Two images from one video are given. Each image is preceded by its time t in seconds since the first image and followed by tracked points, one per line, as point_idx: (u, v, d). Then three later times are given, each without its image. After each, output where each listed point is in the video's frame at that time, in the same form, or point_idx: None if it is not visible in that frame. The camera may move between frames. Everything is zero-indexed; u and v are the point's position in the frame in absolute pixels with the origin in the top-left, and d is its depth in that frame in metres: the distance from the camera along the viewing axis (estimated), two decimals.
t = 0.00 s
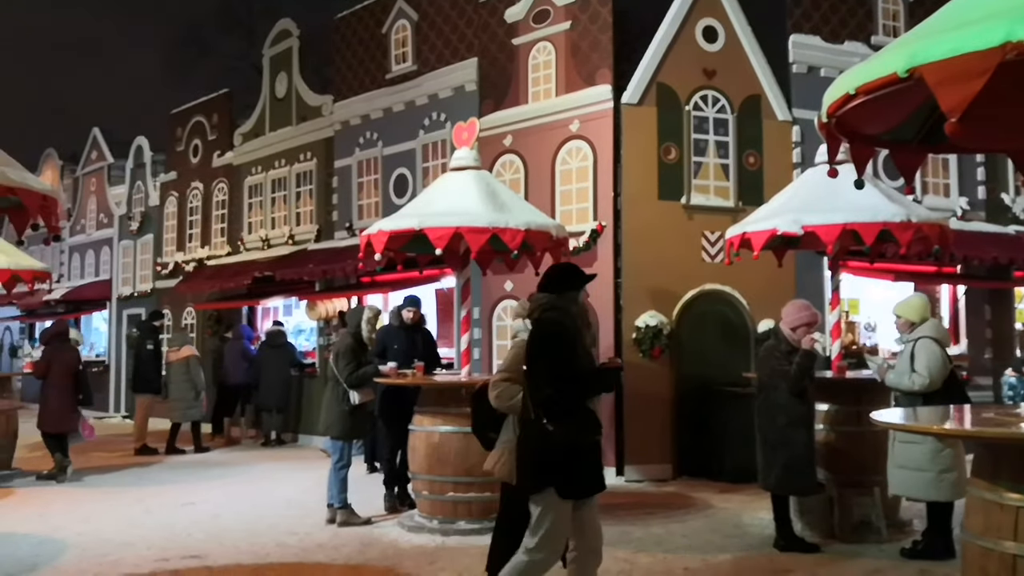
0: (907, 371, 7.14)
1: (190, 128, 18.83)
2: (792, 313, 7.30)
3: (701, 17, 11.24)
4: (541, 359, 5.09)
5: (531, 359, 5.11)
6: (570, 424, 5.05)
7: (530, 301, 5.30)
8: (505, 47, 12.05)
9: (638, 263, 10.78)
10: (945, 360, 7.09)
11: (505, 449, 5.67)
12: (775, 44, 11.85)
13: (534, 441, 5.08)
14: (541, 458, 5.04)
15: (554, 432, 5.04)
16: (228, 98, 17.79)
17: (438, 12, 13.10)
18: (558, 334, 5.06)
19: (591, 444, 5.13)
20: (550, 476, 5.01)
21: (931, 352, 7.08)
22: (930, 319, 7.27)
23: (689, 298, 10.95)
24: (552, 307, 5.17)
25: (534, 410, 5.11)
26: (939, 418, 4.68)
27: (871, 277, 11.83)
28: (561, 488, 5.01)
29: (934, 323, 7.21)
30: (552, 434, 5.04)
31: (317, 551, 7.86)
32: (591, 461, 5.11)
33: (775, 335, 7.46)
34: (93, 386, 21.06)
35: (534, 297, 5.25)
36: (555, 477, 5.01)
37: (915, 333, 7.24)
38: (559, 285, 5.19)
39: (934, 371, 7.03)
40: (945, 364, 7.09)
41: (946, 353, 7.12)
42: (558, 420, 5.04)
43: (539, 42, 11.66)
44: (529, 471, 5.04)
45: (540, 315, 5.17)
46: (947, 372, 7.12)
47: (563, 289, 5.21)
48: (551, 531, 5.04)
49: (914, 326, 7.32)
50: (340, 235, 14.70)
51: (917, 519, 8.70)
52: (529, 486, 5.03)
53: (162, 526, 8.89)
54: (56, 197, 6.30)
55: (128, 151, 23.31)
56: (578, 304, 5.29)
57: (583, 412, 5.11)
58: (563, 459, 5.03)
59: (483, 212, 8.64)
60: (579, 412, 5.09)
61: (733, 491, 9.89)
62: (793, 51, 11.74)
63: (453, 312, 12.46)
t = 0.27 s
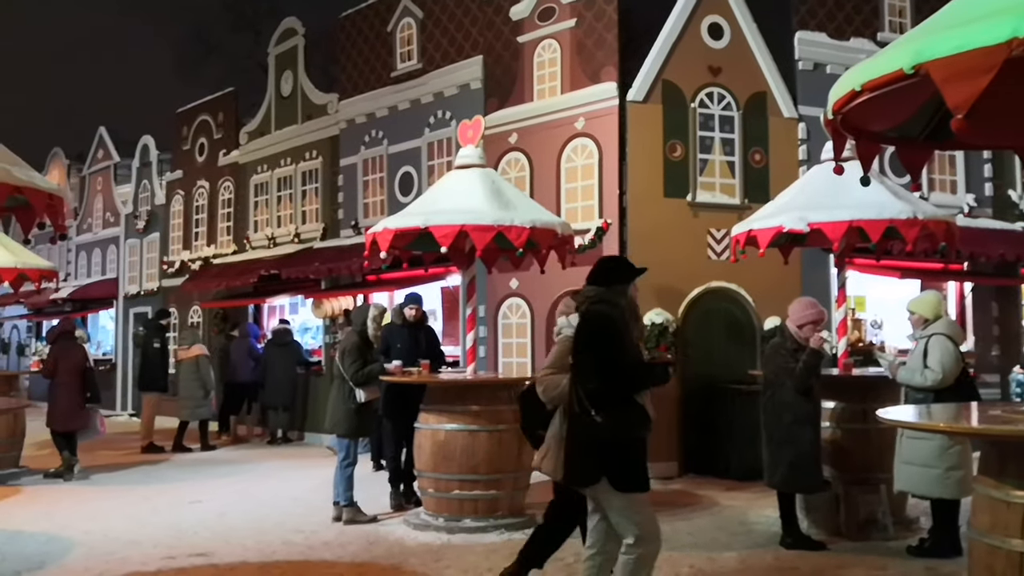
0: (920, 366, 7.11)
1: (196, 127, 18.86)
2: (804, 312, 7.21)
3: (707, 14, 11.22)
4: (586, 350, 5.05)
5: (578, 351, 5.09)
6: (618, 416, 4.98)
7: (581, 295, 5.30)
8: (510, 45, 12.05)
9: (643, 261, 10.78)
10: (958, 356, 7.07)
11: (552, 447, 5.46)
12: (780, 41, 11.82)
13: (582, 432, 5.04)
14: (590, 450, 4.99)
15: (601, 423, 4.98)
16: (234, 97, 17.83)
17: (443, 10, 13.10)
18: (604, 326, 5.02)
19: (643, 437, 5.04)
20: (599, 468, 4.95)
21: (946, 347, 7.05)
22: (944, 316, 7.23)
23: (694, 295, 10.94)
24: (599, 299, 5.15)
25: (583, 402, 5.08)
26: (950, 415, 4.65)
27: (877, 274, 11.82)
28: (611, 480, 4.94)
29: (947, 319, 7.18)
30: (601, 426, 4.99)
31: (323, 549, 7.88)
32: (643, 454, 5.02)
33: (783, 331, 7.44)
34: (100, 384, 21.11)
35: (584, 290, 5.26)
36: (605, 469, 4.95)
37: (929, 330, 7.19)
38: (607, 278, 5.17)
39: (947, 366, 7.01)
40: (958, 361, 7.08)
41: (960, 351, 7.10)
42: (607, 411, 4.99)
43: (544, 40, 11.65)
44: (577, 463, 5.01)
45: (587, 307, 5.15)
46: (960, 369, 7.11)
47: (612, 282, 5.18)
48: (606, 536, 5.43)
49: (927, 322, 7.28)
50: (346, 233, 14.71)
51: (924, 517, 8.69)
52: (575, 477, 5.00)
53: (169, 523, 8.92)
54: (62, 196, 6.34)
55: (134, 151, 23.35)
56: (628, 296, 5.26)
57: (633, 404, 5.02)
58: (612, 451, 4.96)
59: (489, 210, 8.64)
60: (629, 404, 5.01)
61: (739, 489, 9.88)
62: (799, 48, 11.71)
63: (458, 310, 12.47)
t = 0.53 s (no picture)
0: (940, 365, 7.09)
1: (209, 126, 18.97)
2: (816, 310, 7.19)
3: (719, 11, 11.21)
4: (650, 355, 5.02)
5: (642, 357, 5.05)
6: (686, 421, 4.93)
7: (642, 299, 5.27)
8: (521, 43, 12.06)
9: (655, 258, 10.78)
10: (978, 355, 7.05)
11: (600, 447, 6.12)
12: (792, 39, 11.80)
13: (649, 440, 5.00)
14: (659, 457, 4.94)
15: (670, 429, 4.94)
16: (247, 97, 17.92)
17: (455, 9, 13.13)
18: (668, 329, 4.99)
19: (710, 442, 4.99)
20: (668, 475, 4.91)
21: (965, 345, 7.02)
22: (963, 315, 7.24)
23: (706, 293, 10.93)
24: (663, 304, 5.11)
25: (649, 408, 5.03)
26: (969, 415, 4.64)
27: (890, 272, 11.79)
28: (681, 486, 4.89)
29: (967, 318, 7.19)
30: (669, 431, 4.94)
31: (337, 546, 7.93)
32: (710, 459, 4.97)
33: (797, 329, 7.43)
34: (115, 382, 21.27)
35: (645, 294, 5.24)
36: (674, 476, 4.90)
37: (948, 328, 7.16)
38: (669, 282, 5.14)
39: (967, 365, 6.99)
40: (978, 359, 7.04)
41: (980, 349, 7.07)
42: (674, 417, 4.94)
43: (556, 38, 11.66)
44: (644, 472, 4.97)
45: (650, 311, 5.12)
46: (980, 368, 7.08)
47: (674, 286, 5.15)
48: (652, 529, 5.12)
49: (947, 321, 7.29)
50: (359, 232, 14.77)
51: (937, 515, 8.67)
52: (644, 486, 4.95)
53: (184, 520, 8.99)
54: (77, 196, 6.41)
55: (148, 150, 23.51)
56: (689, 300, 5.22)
57: (699, 410, 4.97)
58: (680, 457, 4.92)
59: (500, 208, 8.67)
60: (695, 409, 4.97)
61: (751, 487, 9.88)
62: (810, 45, 11.69)
63: (471, 309, 12.51)
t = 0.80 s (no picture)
0: (951, 364, 7.10)
1: (225, 127, 19.10)
2: (833, 309, 7.12)
3: (731, 10, 11.23)
4: (725, 351, 4.88)
5: (717, 351, 4.90)
6: (760, 417, 4.92)
7: (704, 286, 5.08)
8: (534, 43, 12.12)
9: (667, 257, 10.81)
10: (990, 354, 7.04)
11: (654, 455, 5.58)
12: (804, 38, 11.80)
13: (724, 436, 4.94)
14: (734, 454, 4.91)
15: (746, 425, 4.90)
16: (262, 98, 18.04)
17: (468, 9, 13.19)
18: (745, 324, 4.84)
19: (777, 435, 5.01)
20: (743, 472, 4.90)
21: (977, 344, 7.02)
22: (976, 313, 7.21)
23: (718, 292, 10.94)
24: (734, 296, 4.94)
25: (722, 403, 4.94)
26: (980, 412, 4.66)
27: (903, 270, 11.77)
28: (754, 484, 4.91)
29: (981, 316, 7.16)
30: (745, 428, 4.91)
31: (352, 543, 8.00)
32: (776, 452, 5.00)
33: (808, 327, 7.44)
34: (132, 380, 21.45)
35: (709, 283, 5.04)
36: (748, 473, 4.90)
37: (960, 326, 7.15)
38: (738, 272, 4.97)
39: (978, 365, 6.99)
40: (989, 359, 7.04)
41: (991, 349, 7.07)
42: (750, 413, 4.91)
43: (568, 38, 11.70)
44: (719, 469, 4.93)
45: (719, 302, 4.93)
46: (991, 367, 7.08)
47: (742, 276, 4.99)
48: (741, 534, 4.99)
49: (960, 319, 7.25)
50: (373, 231, 14.85)
51: (951, 513, 8.67)
52: (718, 484, 4.93)
53: (201, 517, 9.09)
54: (95, 196, 6.49)
55: (164, 150, 23.69)
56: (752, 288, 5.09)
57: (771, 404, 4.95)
58: (754, 453, 4.91)
59: (513, 207, 8.72)
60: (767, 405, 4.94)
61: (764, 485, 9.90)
62: (823, 43, 11.69)
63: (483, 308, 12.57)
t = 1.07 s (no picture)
0: (960, 364, 7.07)
1: (240, 127, 19.18)
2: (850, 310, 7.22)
3: (745, 9, 11.19)
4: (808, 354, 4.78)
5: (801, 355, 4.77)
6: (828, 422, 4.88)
7: (770, 286, 4.89)
8: (547, 43, 12.11)
9: (681, 256, 10.78)
10: (1001, 354, 6.98)
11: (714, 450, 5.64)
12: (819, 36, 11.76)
13: (802, 442, 4.77)
14: (809, 460, 4.78)
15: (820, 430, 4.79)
16: (276, 98, 18.11)
17: (481, 9, 13.20)
18: (823, 327, 4.77)
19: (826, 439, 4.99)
20: (814, 478, 4.80)
21: (987, 344, 6.96)
22: (990, 312, 7.15)
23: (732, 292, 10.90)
24: (811, 298, 4.82)
25: (800, 409, 4.74)
26: (994, 413, 4.61)
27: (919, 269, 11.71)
28: (820, 489, 4.84)
29: (994, 315, 7.10)
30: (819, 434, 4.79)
31: (365, 542, 8.02)
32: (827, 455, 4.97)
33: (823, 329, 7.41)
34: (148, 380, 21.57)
35: (778, 283, 4.86)
36: (817, 478, 4.81)
37: (972, 326, 7.11)
38: (809, 273, 4.88)
39: (987, 364, 6.94)
40: (999, 359, 6.98)
41: (1002, 349, 7.00)
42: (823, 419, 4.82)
43: (582, 37, 11.69)
44: (795, 477, 4.76)
45: (797, 304, 4.79)
46: (1001, 367, 7.01)
47: (809, 277, 4.89)
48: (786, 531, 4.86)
49: (972, 318, 7.21)
50: (386, 231, 14.88)
51: (967, 515, 8.61)
52: (793, 491, 4.77)
53: (215, 516, 9.13)
54: (111, 196, 6.53)
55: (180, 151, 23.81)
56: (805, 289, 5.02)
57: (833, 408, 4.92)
58: (824, 459, 4.83)
59: (526, 207, 8.71)
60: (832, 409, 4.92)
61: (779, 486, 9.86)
62: (838, 42, 11.64)
63: (497, 307, 12.58)
